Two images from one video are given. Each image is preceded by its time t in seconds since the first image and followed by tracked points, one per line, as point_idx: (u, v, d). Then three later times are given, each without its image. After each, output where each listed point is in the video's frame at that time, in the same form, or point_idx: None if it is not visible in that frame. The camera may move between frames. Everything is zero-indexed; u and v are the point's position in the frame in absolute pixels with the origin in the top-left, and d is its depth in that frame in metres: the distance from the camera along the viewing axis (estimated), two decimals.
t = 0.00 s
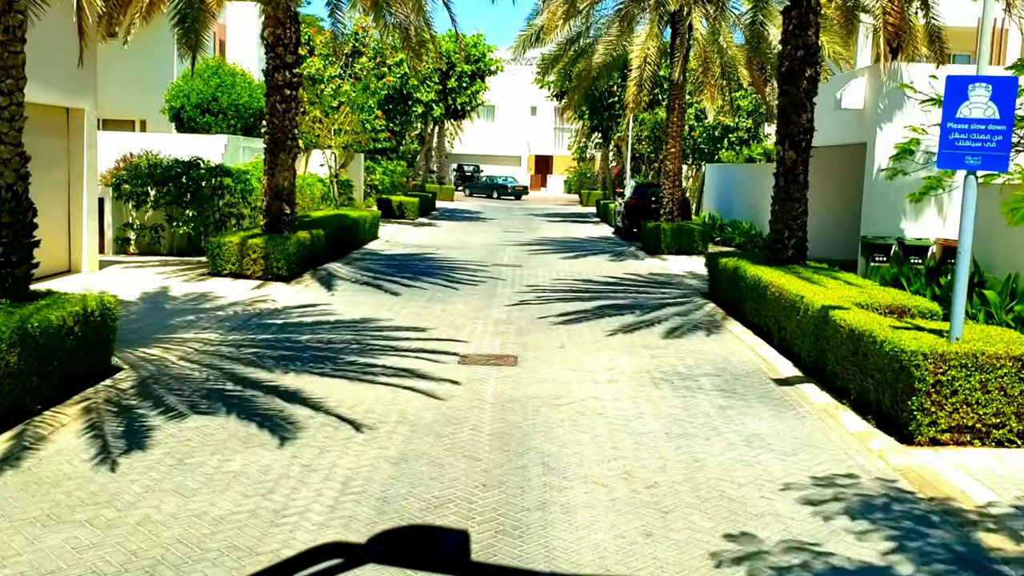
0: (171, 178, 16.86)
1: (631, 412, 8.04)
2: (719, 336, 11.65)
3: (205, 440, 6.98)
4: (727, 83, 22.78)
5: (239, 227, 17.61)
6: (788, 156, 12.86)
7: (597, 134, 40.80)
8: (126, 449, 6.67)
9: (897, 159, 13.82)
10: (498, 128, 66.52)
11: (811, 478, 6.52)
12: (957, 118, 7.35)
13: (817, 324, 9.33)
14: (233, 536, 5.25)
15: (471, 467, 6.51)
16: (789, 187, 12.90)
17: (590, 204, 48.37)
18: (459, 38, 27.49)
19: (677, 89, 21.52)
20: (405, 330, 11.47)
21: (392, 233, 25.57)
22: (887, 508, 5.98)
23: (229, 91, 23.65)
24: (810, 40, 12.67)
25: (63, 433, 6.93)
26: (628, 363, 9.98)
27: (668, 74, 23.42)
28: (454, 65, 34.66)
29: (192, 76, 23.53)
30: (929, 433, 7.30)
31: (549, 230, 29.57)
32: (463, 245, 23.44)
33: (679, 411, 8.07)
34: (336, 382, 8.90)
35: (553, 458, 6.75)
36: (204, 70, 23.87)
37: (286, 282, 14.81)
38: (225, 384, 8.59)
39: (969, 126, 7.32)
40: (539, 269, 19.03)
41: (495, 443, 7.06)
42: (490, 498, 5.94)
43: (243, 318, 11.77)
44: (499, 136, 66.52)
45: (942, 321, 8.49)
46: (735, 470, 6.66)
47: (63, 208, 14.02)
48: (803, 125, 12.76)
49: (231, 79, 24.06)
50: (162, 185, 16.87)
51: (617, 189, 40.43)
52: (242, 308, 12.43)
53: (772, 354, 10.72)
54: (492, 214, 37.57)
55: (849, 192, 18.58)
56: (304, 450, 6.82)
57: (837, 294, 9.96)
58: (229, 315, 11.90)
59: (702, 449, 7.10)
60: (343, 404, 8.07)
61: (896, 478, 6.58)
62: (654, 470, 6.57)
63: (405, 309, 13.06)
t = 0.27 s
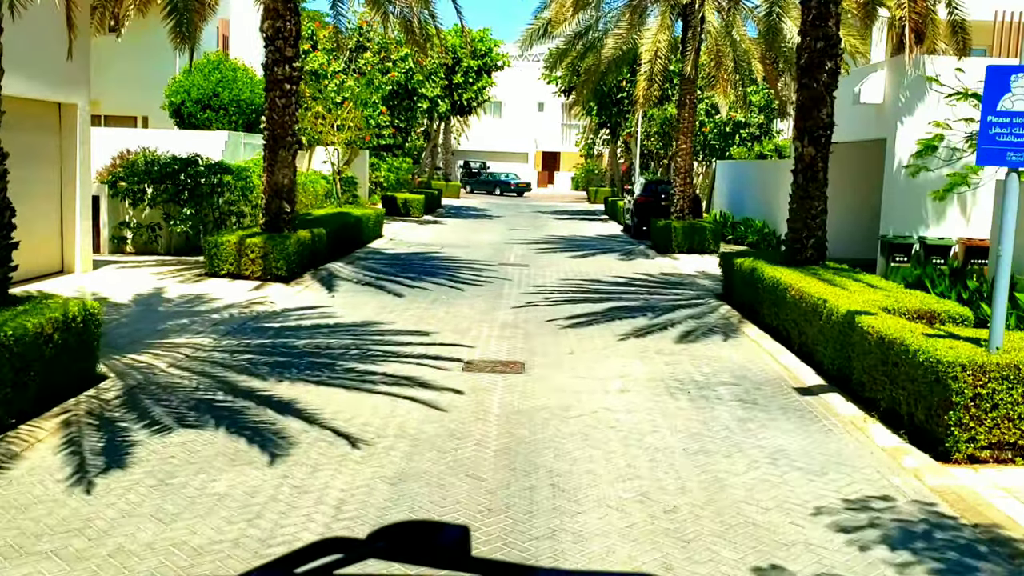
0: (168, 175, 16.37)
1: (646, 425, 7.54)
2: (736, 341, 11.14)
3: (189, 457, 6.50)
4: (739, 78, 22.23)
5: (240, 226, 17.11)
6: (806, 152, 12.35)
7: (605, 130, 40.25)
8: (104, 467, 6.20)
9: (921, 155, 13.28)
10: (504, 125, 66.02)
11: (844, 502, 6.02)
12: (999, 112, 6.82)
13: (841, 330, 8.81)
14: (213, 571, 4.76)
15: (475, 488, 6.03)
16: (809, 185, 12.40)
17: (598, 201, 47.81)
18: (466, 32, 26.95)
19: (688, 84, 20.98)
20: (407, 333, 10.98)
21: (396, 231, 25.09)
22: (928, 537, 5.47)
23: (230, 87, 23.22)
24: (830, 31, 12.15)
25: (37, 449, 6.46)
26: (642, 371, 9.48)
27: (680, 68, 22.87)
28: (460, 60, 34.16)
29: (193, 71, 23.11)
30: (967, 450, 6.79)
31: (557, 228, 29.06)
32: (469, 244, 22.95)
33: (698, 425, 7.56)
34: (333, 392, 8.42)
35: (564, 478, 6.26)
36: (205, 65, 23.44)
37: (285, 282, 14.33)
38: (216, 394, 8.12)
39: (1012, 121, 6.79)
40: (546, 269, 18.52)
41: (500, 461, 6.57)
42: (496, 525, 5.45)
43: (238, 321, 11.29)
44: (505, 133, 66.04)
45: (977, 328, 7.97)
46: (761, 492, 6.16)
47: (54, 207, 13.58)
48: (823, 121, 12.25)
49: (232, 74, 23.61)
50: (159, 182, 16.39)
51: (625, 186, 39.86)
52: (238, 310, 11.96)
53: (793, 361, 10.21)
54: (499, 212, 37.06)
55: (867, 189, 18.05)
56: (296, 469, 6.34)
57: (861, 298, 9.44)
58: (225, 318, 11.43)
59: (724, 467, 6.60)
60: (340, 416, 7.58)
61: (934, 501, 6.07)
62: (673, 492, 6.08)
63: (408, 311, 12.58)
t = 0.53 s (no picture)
0: (168, 176, 16.06)
1: (657, 440, 7.18)
2: (749, 348, 10.77)
3: (176, 475, 6.16)
4: (749, 77, 21.85)
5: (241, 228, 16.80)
6: (821, 152, 11.99)
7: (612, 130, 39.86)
8: (85, 486, 5.86)
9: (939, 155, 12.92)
10: (510, 125, 65.67)
11: (870, 525, 5.65)
12: None
13: (861, 339, 8.44)
14: None
15: (477, 510, 5.67)
16: (823, 186, 12.05)
17: (605, 202, 47.42)
18: (471, 31, 26.62)
19: (696, 83, 20.67)
20: (409, 340, 10.64)
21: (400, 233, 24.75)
22: (963, 565, 5.09)
23: (232, 86, 22.90)
24: (846, 27, 11.78)
25: (16, 467, 6.12)
26: (652, 380, 9.11)
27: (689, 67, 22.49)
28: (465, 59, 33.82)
29: (194, 70, 22.80)
30: (998, 468, 6.42)
31: (563, 229, 28.70)
32: (474, 245, 22.61)
33: (712, 440, 7.21)
34: (330, 403, 8.07)
35: (572, 499, 5.90)
36: (207, 64, 23.14)
37: (285, 286, 13.99)
38: (208, 405, 7.77)
39: None
40: (553, 271, 18.18)
41: (504, 480, 6.21)
42: (500, 551, 5.09)
43: (236, 327, 10.96)
44: (511, 133, 65.68)
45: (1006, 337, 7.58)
46: (781, 514, 5.79)
47: (49, 210, 13.29)
48: (838, 120, 11.89)
49: (234, 73, 23.29)
50: (158, 184, 16.08)
51: (632, 187, 39.47)
52: (236, 315, 11.62)
53: (809, 369, 9.84)
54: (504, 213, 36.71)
55: (880, 190, 17.68)
56: (288, 488, 5.99)
57: (881, 304, 9.06)
58: (222, 324, 11.09)
59: (741, 487, 6.23)
60: (337, 430, 7.23)
61: (967, 524, 5.69)
62: (688, 514, 5.71)
63: (410, 316, 12.24)
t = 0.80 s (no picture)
0: (163, 175, 15.72)
1: (667, 454, 6.81)
2: (759, 353, 10.39)
3: (157, 494, 5.80)
4: (757, 74, 21.43)
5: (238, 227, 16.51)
6: (833, 150, 11.61)
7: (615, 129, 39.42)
8: (58, 507, 5.50)
9: (955, 154, 12.55)
10: (512, 123, 65.24)
11: (897, 550, 5.27)
12: None
13: (879, 346, 8.06)
14: None
15: (476, 533, 5.31)
16: (835, 185, 11.68)
17: (608, 201, 46.99)
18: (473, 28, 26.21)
19: (702, 80, 20.28)
20: (407, 345, 10.26)
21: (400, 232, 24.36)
22: None
23: (230, 84, 22.52)
24: (859, 22, 11.43)
25: None
26: (660, 388, 8.74)
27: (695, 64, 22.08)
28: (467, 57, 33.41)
29: (191, 67, 22.44)
30: None
31: (566, 229, 28.31)
32: (475, 246, 22.23)
33: (724, 454, 6.83)
34: (324, 413, 7.70)
35: (578, 521, 5.53)
36: (204, 62, 22.78)
37: (282, 288, 13.63)
38: (195, 416, 7.41)
39: None
40: (556, 272, 17.80)
41: (505, 499, 5.84)
42: None
43: (228, 332, 10.59)
44: (513, 132, 65.26)
45: None
46: (801, 537, 5.42)
47: (39, 210, 12.95)
48: (851, 117, 11.53)
49: (232, 71, 22.92)
50: (153, 183, 15.73)
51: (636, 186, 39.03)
52: (229, 319, 11.25)
53: (822, 375, 9.46)
54: (507, 212, 36.31)
55: (890, 188, 17.30)
56: (276, 509, 5.62)
57: (899, 309, 8.68)
58: (214, 328, 10.72)
59: (757, 506, 5.86)
60: (329, 443, 6.87)
61: (1001, 548, 5.32)
62: (701, 538, 5.35)
63: (409, 319, 11.87)
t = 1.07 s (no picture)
0: (155, 173, 15.36)
1: (676, 469, 6.44)
2: (769, 359, 10.01)
3: (133, 513, 5.43)
4: (763, 70, 21.02)
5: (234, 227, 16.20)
6: (846, 148, 11.24)
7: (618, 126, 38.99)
8: (25, 529, 5.13)
9: (971, 152, 12.19)
10: (514, 121, 64.81)
11: None
12: None
13: (898, 354, 7.68)
14: None
15: (473, 559, 4.94)
16: (848, 184, 11.28)
17: (610, 199, 46.60)
18: (474, 23, 25.82)
19: (707, 75, 19.89)
20: (404, 350, 9.90)
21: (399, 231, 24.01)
22: None
23: (227, 80, 22.15)
24: (873, 15, 11.04)
25: None
26: (667, 396, 8.37)
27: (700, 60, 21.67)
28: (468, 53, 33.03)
29: (188, 63, 22.08)
30: None
31: (568, 228, 27.92)
32: (476, 245, 21.86)
33: (736, 470, 6.46)
34: (315, 424, 7.33)
35: (582, 545, 5.16)
36: (201, 57, 22.43)
37: (276, 289, 13.26)
38: (178, 427, 7.04)
39: None
40: (559, 272, 17.44)
41: (504, 520, 5.47)
42: None
43: (219, 336, 10.22)
44: (515, 129, 64.83)
45: None
46: (821, 563, 5.05)
47: (27, 209, 12.60)
48: (864, 113, 11.16)
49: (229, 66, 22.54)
50: (146, 181, 15.38)
51: (639, 184, 38.61)
52: (221, 322, 10.89)
53: (836, 383, 9.08)
54: (508, 210, 35.91)
55: (900, 188, 16.94)
56: (259, 531, 5.26)
57: (918, 314, 8.30)
58: (205, 332, 10.36)
59: (773, 528, 5.50)
60: (319, 458, 6.51)
61: None
62: (714, 564, 4.98)
63: (407, 322, 11.50)
